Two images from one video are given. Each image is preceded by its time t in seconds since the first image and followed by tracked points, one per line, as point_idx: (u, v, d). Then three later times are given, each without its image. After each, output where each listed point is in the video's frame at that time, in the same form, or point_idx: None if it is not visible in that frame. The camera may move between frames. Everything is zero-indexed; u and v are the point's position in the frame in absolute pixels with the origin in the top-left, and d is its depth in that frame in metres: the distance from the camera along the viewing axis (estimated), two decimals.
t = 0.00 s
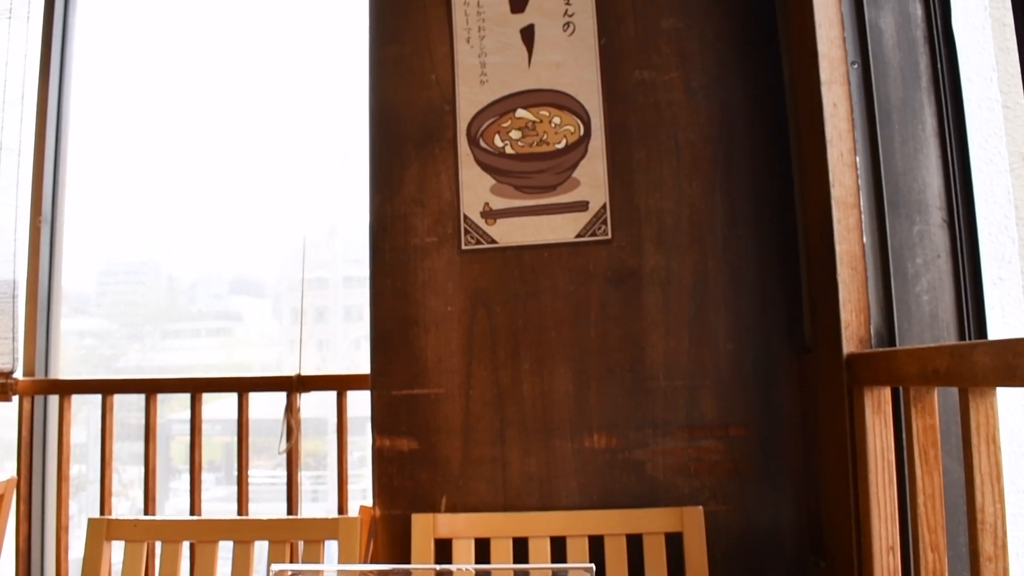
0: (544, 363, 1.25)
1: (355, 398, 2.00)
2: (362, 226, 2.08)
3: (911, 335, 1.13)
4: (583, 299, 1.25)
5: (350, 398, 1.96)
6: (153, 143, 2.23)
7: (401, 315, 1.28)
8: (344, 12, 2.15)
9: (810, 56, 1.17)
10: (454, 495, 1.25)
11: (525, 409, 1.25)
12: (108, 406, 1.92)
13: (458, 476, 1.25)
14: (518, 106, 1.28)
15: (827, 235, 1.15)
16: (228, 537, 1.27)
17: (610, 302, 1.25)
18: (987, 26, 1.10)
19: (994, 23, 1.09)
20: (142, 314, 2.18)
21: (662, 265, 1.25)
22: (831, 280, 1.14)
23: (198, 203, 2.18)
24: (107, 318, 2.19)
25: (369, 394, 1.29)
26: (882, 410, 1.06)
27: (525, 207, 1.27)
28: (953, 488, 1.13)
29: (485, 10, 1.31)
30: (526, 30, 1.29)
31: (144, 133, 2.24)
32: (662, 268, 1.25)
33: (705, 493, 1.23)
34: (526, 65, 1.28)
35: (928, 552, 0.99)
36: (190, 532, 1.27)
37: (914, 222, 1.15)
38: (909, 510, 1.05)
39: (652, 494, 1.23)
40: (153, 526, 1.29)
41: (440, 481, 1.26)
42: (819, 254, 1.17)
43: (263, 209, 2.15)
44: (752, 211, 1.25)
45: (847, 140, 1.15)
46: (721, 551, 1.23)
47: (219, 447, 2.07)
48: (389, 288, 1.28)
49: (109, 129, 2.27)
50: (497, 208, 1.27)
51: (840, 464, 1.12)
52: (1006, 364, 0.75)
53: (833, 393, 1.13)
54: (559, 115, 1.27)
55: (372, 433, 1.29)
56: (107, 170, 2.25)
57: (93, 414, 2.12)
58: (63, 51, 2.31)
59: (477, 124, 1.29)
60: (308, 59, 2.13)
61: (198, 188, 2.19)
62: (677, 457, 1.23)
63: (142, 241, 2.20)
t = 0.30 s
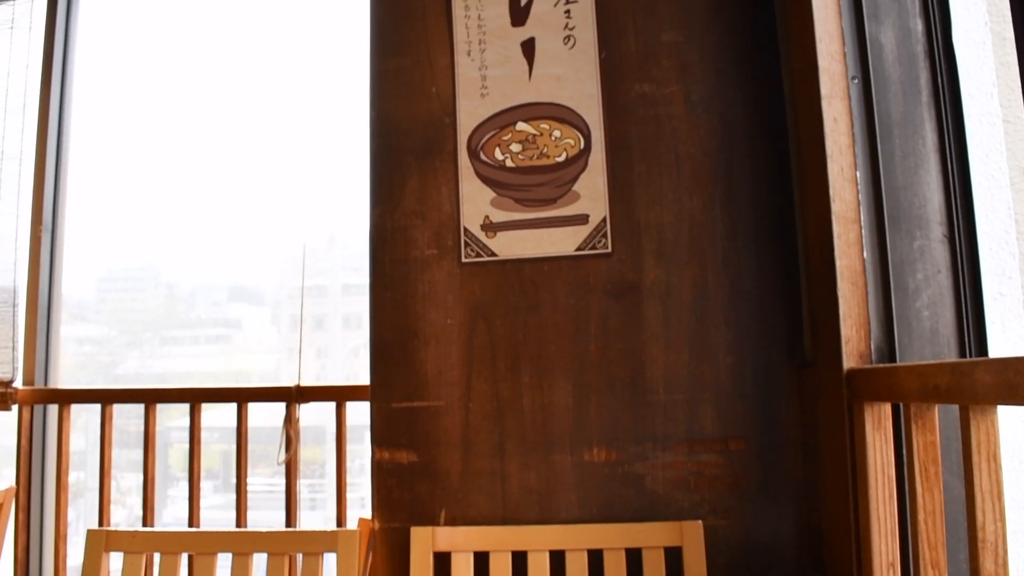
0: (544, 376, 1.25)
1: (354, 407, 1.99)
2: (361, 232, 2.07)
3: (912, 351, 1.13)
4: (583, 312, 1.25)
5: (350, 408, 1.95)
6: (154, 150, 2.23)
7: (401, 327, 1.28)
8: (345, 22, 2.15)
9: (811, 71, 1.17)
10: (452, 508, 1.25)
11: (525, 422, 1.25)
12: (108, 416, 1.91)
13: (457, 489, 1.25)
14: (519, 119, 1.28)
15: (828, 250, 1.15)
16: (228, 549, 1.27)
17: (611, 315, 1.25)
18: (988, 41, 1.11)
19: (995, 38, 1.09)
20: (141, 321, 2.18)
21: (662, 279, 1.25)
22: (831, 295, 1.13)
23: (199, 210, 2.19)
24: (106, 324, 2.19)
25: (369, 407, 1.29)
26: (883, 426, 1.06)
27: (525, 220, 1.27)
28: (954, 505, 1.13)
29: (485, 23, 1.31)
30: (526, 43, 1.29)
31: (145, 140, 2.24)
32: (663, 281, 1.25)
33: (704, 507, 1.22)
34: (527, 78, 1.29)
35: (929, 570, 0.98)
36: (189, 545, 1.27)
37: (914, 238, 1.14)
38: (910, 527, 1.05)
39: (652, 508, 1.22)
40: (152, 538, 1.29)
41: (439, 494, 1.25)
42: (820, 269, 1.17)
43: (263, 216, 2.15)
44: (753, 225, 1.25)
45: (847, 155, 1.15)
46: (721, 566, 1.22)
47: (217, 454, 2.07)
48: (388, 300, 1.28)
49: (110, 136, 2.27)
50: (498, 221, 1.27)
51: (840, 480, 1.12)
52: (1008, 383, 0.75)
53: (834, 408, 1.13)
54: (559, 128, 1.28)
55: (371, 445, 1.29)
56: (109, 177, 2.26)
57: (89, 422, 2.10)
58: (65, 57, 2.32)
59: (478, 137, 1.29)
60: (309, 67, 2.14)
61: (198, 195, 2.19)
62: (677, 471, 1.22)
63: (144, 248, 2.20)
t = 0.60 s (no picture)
0: (544, 389, 1.25)
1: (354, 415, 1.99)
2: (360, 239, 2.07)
3: (913, 366, 1.13)
4: (583, 326, 1.25)
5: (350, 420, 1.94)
6: (156, 157, 2.23)
7: (401, 340, 1.28)
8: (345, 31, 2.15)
9: (811, 86, 1.17)
10: (453, 522, 1.25)
11: (526, 436, 1.25)
12: (108, 426, 1.92)
13: (458, 503, 1.25)
14: (520, 132, 1.28)
15: (829, 264, 1.15)
16: (228, 563, 1.26)
17: (612, 329, 1.25)
18: (988, 56, 1.10)
19: (996, 51, 1.07)
20: (140, 328, 2.18)
21: (662, 292, 1.25)
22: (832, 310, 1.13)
23: (199, 218, 2.18)
24: (105, 332, 2.19)
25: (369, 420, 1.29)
26: (884, 442, 1.05)
27: (526, 233, 1.27)
28: (956, 521, 1.12)
29: (486, 37, 1.31)
30: (528, 57, 1.29)
31: (146, 148, 2.24)
32: (663, 295, 1.25)
33: (705, 522, 1.22)
34: (528, 92, 1.29)
35: None
36: (189, 558, 1.27)
37: (915, 252, 1.14)
38: (912, 543, 1.04)
39: (652, 523, 1.22)
40: (153, 550, 1.29)
41: (440, 507, 1.25)
42: (820, 283, 1.17)
43: (263, 224, 2.15)
44: (753, 239, 1.25)
45: (848, 170, 1.15)
46: None
47: (216, 462, 2.08)
48: (388, 313, 1.29)
49: (112, 144, 2.27)
50: (498, 234, 1.27)
51: (842, 495, 1.11)
52: (1010, 403, 0.75)
53: (835, 423, 1.13)
54: (560, 142, 1.28)
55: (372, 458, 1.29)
56: (110, 184, 2.26)
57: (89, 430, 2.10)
58: (67, 64, 2.32)
59: (478, 150, 1.29)
60: (309, 76, 2.14)
61: (199, 202, 2.19)
62: (678, 485, 1.22)
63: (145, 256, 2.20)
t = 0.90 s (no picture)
0: (547, 406, 1.25)
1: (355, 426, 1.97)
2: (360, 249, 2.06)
3: (916, 382, 1.12)
4: (585, 341, 1.25)
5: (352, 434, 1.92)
6: (157, 168, 2.23)
7: (404, 356, 1.28)
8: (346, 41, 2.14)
9: (812, 102, 1.17)
10: (456, 539, 1.24)
11: (528, 452, 1.24)
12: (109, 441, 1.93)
13: (461, 520, 1.24)
14: (521, 148, 1.29)
15: (831, 279, 1.14)
16: None
17: (614, 344, 1.25)
18: (989, 69, 1.07)
19: (996, 64, 1.04)
20: (141, 338, 2.18)
21: (664, 307, 1.25)
22: (835, 326, 1.13)
23: (201, 228, 2.18)
24: (106, 343, 2.19)
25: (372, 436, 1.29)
26: (888, 459, 1.05)
27: (528, 249, 1.28)
28: (961, 537, 1.11)
29: (487, 52, 1.32)
30: (528, 72, 1.30)
31: (148, 158, 2.24)
32: (665, 310, 1.25)
33: (709, 537, 1.21)
34: (528, 107, 1.29)
35: None
36: None
37: (918, 267, 1.14)
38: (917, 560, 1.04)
39: (655, 538, 1.22)
40: (155, 567, 1.29)
41: (441, 524, 1.25)
42: (822, 298, 1.17)
43: (264, 234, 2.14)
44: (756, 253, 1.24)
45: (849, 185, 1.15)
46: None
47: (218, 472, 2.06)
48: (390, 329, 1.29)
49: (113, 155, 2.27)
50: (500, 250, 1.28)
51: (845, 512, 1.11)
52: (1015, 423, 0.74)
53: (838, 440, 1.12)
54: (561, 157, 1.28)
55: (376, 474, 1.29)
56: (111, 195, 2.26)
57: (93, 442, 2.10)
58: (69, 75, 2.32)
59: (480, 166, 1.29)
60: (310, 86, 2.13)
61: (200, 213, 2.19)
62: (681, 501, 1.22)
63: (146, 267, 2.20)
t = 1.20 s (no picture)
0: (549, 422, 1.25)
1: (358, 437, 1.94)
2: (363, 259, 2.06)
3: (920, 398, 1.11)
4: (588, 357, 1.25)
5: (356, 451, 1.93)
6: (159, 180, 2.24)
7: (407, 371, 1.29)
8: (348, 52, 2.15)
9: (813, 117, 1.17)
10: (459, 555, 1.24)
11: (531, 467, 1.24)
12: (113, 456, 1.94)
13: (464, 536, 1.24)
14: (523, 163, 1.29)
15: (834, 295, 1.14)
16: None
17: (616, 360, 1.25)
18: (990, 85, 1.09)
19: (998, 77, 1.07)
20: (143, 349, 2.18)
21: (667, 323, 1.25)
22: (838, 342, 1.12)
23: (202, 240, 2.18)
24: (108, 353, 2.20)
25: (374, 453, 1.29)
26: (892, 475, 1.05)
27: (530, 264, 1.28)
28: (966, 554, 1.11)
29: (489, 68, 1.33)
30: (530, 87, 1.31)
31: (150, 170, 2.25)
32: (668, 326, 1.24)
33: (712, 553, 1.21)
34: (530, 122, 1.30)
35: None
36: None
37: (921, 283, 1.13)
38: None
39: (658, 555, 1.21)
40: None
41: (445, 540, 1.25)
42: (825, 314, 1.16)
43: (265, 246, 2.14)
44: (758, 269, 1.24)
45: (851, 201, 1.14)
46: None
47: (221, 483, 2.06)
48: (393, 345, 1.30)
49: (115, 167, 2.28)
50: (502, 266, 1.28)
51: (849, 529, 1.10)
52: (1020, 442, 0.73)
53: (842, 456, 1.12)
54: (563, 172, 1.28)
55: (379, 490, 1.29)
56: (113, 207, 2.26)
57: (94, 454, 2.07)
58: (72, 88, 2.33)
59: (482, 181, 1.30)
60: (312, 98, 2.13)
61: (202, 225, 2.19)
62: (684, 517, 1.21)
63: (148, 278, 2.20)
